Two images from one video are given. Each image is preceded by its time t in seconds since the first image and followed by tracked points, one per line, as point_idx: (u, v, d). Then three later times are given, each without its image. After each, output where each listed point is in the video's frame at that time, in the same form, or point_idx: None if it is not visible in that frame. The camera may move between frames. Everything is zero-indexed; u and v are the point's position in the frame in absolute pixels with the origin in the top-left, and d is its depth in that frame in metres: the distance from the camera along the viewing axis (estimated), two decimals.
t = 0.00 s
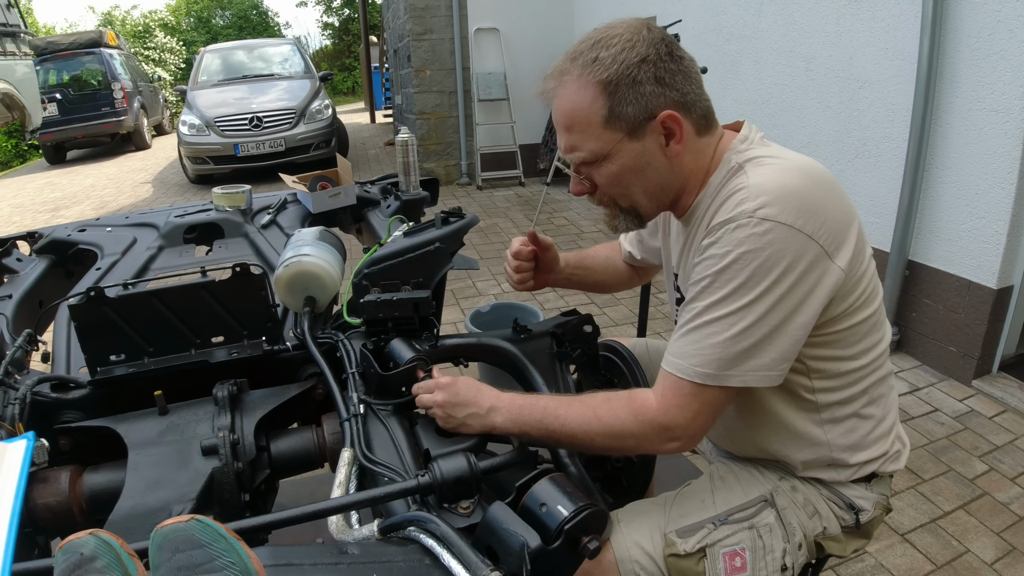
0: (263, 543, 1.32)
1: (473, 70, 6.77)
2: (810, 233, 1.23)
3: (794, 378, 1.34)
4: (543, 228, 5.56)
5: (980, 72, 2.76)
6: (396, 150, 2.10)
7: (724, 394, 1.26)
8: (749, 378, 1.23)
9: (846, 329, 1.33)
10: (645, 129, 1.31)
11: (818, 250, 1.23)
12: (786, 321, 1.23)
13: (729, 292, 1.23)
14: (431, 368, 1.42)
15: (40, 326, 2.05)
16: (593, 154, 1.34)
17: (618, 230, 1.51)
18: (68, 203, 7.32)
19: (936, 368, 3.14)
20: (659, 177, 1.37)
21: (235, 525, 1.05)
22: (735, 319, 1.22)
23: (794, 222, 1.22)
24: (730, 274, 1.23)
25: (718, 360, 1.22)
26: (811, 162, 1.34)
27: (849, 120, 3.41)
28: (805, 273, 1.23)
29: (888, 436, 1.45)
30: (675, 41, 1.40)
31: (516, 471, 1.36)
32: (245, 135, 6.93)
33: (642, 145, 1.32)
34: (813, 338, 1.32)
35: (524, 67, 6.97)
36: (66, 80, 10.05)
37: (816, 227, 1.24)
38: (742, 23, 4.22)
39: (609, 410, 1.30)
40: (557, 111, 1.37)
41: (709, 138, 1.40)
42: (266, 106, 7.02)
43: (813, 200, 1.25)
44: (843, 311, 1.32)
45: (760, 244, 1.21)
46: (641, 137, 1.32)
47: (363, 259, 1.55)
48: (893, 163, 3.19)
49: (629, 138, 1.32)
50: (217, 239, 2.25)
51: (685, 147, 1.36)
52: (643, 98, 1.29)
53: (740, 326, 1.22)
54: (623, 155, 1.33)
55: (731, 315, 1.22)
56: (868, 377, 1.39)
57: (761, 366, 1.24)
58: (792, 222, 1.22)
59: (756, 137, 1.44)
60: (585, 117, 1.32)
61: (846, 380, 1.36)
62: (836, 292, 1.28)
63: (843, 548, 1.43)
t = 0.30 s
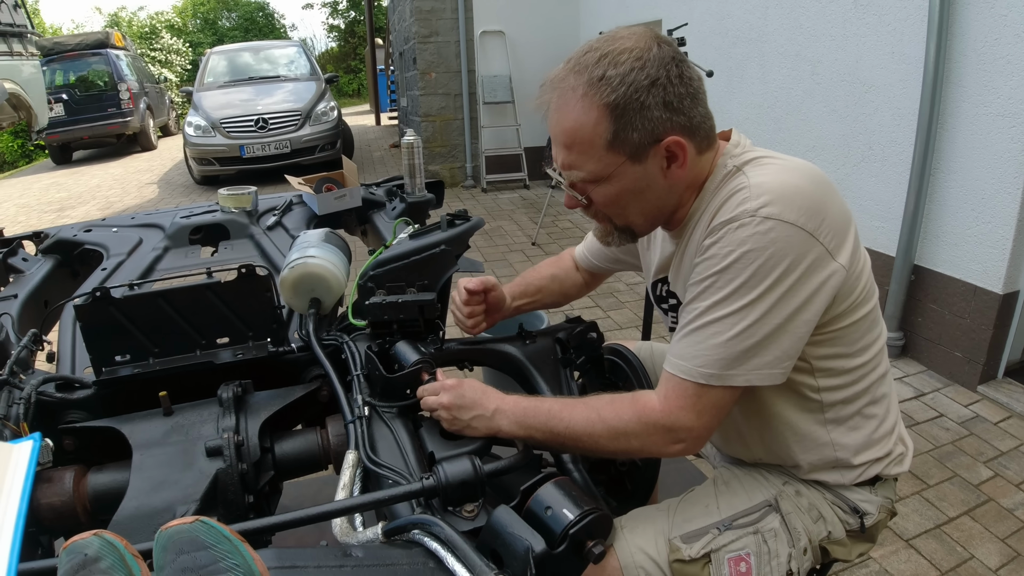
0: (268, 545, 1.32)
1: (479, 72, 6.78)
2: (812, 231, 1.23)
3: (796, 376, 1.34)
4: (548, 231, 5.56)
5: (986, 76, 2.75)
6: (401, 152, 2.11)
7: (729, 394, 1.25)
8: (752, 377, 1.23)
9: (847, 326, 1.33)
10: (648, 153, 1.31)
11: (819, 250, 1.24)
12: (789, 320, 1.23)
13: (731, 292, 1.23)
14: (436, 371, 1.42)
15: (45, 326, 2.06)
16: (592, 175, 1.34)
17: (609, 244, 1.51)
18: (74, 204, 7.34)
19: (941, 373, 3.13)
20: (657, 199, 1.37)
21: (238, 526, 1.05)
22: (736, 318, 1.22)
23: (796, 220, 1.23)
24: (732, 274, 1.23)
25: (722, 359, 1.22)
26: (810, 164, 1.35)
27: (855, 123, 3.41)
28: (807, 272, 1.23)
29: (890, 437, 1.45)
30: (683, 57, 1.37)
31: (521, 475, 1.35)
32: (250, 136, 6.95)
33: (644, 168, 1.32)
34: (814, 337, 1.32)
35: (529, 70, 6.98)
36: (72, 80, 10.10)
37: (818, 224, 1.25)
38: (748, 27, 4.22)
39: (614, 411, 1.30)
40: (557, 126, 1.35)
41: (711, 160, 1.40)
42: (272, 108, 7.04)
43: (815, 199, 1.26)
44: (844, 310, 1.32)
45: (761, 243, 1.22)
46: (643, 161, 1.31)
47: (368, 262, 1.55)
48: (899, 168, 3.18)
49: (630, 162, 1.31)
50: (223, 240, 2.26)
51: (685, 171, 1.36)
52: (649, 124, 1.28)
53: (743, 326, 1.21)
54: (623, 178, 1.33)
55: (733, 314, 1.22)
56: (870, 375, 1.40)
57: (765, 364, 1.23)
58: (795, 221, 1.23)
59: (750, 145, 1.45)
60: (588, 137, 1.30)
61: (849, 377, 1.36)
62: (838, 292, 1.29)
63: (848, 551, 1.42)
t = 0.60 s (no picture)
0: (270, 548, 1.32)
1: (483, 76, 6.79)
2: (810, 226, 1.24)
3: (795, 371, 1.34)
4: (551, 235, 5.56)
5: (991, 82, 2.75)
6: (406, 156, 2.11)
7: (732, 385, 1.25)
8: (754, 370, 1.23)
9: (846, 322, 1.33)
10: (652, 146, 1.31)
11: (817, 244, 1.24)
12: (789, 313, 1.23)
13: (731, 284, 1.23)
14: (439, 376, 1.42)
15: (49, 327, 2.06)
16: (597, 169, 1.34)
17: (613, 240, 1.50)
18: (78, 205, 7.36)
19: (944, 380, 3.12)
20: (662, 192, 1.37)
21: (241, 530, 1.05)
22: (737, 312, 1.22)
23: (793, 215, 1.23)
24: (731, 269, 1.24)
25: (723, 351, 1.22)
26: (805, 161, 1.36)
27: (859, 129, 3.41)
28: (806, 266, 1.23)
29: (893, 440, 1.45)
30: (683, 55, 1.38)
31: (524, 481, 1.35)
32: (254, 139, 6.97)
33: (648, 161, 1.32)
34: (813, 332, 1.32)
35: (533, 74, 6.99)
36: (77, 82, 10.14)
37: (816, 219, 1.25)
38: (752, 32, 4.22)
39: (616, 408, 1.30)
40: (561, 124, 1.35)
41: (713, 154, 1.40)
42: (276, 110, 7.06)
43: (813, 194, 1.27)
44: (843, 306, 1.32)
45: (759, 237, 1.22)
46: (647, 154, 1.32)
47: (372, 266, 1.56)
48: (903, 173, 3.18)
49: (635, 155, 1.31)
50: (227, 242, 2.28)
51: (689, 164, 1.36)
52: (652, 117, 1.28)
53: (745, 319, 1.21)
54: (627, 172, 1.33)
55: (733, 307, 1.22)
56: (868, 372, 1.40)
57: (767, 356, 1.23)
58: (794, 215, 1.23)
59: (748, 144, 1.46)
60: (592, 133, 1.30)
61: (850, 373, 1.36)
62: (836, 286, 1.29)
63: (852, 557, 1.42)
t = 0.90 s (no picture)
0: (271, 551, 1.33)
1: (486, 80, 6.81)
2: (810, 227, 1.24)
3: (795, 374, 1.34)
4: (553, 239, 5.57)
5: (993, 88, 2.75)
6: (409, 160, 2.12)
7: (732, 385, 1.25)
8: (753, 372, 1.23)
9: (847, 327, 1.33)
10: (657, 136, 1.31)
11: (818, 246, 1.24)
12: (790, 314, 1.23)
13: (731, 283, 1.24)
14: (440, 380, 1.42)
15: (52, 328, 2.07)
16: (604, 157, 1.34)
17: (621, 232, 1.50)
18: (80, 206, 7.38)
19: (946, 386, 3.11)
20: (668, 183, 1.37)
21: (243, 531, 1.05)
22: (738, 309, 1.22)
23: (793, 214, 1.23)
24: (732, 266, 1.24)
25: (721, 351, 1.22)
26: (811, 165, 1.35)
27: (862, 135, 3.41)
28: (807, 267, 1.23)
29: (896, 447, 1.45)
30: (692, 51, 1.40)
31: (525, 485, 1.35)
32: (257, 141, 6.99)
33: (654, 151, 1.33)
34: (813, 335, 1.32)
35: (536, 79, 7.01)
36: (81, 84, 10.18)
37: (816, 220, 1.25)
38: (755, 38, 4.23)
39: (618, 408, 1.29)
40: (571, 115, 1.37)
41: (720, 149, 1.41)
42: (279, 113, 7.08)
43: (815, 196, 1.27)
44: (844, 310, 1.32)
45: (758, 237, 1.23)
46: (652, 144, 1.32)
47: (375, 271, 1.56)
48: (904, 179, 3.19)
49: (641, 144, 1.32)
50: (229, 245, 2.28)
51: (695, 157, 1.36)
52: (659, 105, 1.29)
53: (744, 316, 1.22)
54: (633, 161, 1.33)
55: (734, 305, 1.22)
56: (874, 379, 1.39)
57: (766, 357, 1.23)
58: (793, 216, 1.23)
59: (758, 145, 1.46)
60: (599, 121, 1.32)
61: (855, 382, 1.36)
62: (837, 288, 1.29)
63: (852, 564, 1.42)
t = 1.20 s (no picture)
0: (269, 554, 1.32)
1: (487, 84, 6.83)
2: (787, 234, 1.23)
3: (783, 388, 1.35)
4: (553, 243, 5.57)
5: (993, 94, 2.76)
6: (409, 163, 2.12)
7: (728, 397, 1.24)
8: (748, 382, 1.22)
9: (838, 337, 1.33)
10: (629, 133, 1.38)
11: (798, 252, 1.24)
12: (777, 322, 1.22)
13: (716, 294, 1.23)
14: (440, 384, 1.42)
15: (52, 330, 2.07)
16: (581, 153, 1.42)
17: (605, 233, 1.54)
18: (81, 208, 7.38)
19: (946, 391, 3.11)
20: (640, 181, 1.41)
21: (241, 535, 1.05)
22: (724, 320, 1.21)
23: (768, 221, 1.23)
24: (714, 279, 1.23)
25: (715, 364, 1.21)
26: (782, 170, 1.36)
27: (862, 140, 3.41)
28: (788, 273, 1.23)
29: (893, 453, 1.45)
30: (672, 61, 1.47)
31: (524, 489, 1.35)
32: (258, 144, 7.00)
33: (626, 148, 1.39)
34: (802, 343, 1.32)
35: (537, 82, 7.02)
36: (83, 86, 10.21)
37: (793, 226, 1.24)
38: (756, 43, 4.24)
39: (615, 417, 1.29)
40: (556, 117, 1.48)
41: (697, 152, 1.44)
42: (280, 116, 7.09)
43: (789, 202, 1.27)
44: (827, 316, 1.32)
45: (739, 247, 1.22)
46: (624, 141, 1.38)
47: (376, 273, 1.57)
48: (904, 184, 3.19)
49: (614, 140, 1.39)
50: (230, 248, 2.28)
51: (669, 156, 1.40)
52: (629, 103, 1.36)
53: (732, 327, 1.21)
54: (607, 156, 1.40)
55: (721, 317, 1.22)
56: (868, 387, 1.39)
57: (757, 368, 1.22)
58: (768, 223, 1.23)
59: (737, 156, 1.46)
60: (576, 118, 1.41)
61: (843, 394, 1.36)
62: (816, 292, 1.28)
63: (851, 569, 1.41)
